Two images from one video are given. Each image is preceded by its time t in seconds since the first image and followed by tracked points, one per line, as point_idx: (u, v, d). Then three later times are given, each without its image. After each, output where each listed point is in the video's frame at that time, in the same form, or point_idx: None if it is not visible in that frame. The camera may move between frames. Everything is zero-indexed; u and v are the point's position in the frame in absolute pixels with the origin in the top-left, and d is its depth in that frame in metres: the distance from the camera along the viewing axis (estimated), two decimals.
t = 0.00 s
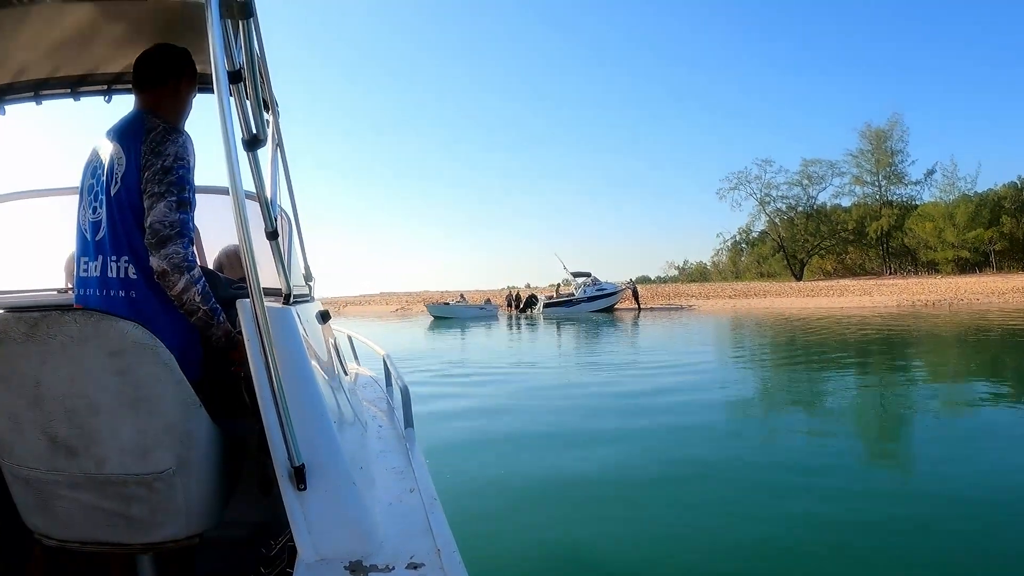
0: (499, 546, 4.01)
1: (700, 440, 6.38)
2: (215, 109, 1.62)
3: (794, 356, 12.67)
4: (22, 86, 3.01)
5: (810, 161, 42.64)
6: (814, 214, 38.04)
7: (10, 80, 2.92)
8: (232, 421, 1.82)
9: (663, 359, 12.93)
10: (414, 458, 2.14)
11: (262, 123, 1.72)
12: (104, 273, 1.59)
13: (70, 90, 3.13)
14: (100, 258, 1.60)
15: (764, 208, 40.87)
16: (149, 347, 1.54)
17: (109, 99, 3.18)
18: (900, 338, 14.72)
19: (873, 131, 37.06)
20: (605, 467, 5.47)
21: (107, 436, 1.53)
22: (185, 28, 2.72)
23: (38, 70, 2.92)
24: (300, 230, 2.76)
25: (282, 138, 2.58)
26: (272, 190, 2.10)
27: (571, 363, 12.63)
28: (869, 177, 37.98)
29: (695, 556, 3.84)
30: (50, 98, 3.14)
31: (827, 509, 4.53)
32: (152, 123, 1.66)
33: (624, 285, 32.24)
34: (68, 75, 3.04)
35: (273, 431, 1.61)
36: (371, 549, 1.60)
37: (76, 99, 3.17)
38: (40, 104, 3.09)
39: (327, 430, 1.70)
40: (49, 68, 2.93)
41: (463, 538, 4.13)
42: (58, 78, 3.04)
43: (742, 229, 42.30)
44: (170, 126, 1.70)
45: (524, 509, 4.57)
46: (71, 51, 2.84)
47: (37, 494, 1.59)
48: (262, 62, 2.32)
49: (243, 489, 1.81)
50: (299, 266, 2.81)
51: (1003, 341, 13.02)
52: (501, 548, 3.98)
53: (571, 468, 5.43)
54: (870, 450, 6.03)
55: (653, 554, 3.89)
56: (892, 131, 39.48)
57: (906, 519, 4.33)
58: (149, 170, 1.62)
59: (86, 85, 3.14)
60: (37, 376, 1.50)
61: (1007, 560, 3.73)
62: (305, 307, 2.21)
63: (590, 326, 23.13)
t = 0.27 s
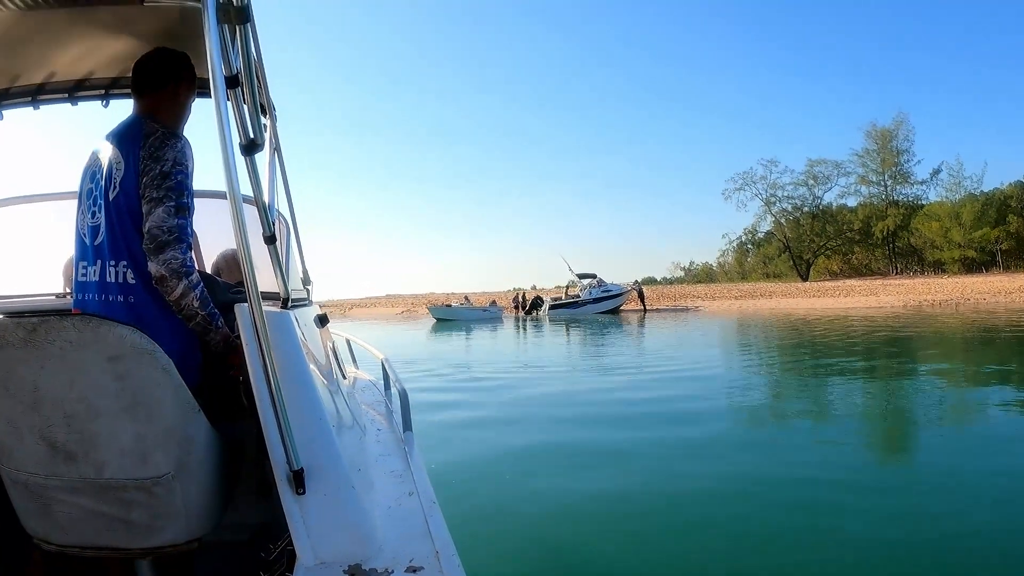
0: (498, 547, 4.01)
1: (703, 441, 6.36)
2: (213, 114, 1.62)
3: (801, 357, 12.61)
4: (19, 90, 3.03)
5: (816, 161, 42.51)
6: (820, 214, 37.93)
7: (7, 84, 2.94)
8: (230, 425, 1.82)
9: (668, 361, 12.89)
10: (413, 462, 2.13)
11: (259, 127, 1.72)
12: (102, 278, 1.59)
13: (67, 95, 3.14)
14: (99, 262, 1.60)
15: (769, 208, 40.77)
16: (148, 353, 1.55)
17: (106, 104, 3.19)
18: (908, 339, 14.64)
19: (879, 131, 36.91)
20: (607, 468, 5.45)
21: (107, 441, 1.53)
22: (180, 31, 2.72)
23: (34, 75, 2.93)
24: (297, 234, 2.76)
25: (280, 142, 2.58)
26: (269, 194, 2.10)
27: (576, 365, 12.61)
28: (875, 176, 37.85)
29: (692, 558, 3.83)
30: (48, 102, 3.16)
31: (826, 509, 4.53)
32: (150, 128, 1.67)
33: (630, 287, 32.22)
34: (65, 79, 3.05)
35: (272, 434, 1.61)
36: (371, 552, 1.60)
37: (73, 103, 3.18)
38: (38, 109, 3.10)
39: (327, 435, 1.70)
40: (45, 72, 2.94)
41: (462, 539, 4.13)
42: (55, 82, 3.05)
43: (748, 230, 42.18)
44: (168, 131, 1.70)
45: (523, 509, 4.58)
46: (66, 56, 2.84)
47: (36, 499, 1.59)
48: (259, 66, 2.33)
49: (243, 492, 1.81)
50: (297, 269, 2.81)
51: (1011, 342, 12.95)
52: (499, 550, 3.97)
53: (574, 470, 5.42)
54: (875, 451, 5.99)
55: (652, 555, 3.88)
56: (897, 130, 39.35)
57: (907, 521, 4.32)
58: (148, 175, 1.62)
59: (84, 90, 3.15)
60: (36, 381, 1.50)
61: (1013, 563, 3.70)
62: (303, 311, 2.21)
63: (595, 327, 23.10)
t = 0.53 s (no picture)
0: (500, 548, 4.00)
1: (707, 440, 6.33)
2: (210, 115, 1.62)
3: (808, 355, 12.54)
4: (16, 93, 3.04)
5: (822, 157, 42.30)
6: (827, 210, 37.76)
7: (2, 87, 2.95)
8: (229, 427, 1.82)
9: (674, 359, 12.85)
10: (413, 462, 2.13)
11: (256, 128, 1.72)
12: (100, 280, 1.58)
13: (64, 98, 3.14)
14: (96, 265, 1.59)
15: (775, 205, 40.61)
16: (147, 355, 1.55)
17: (102, 106, 3.19)
18: (916, 335, 14.54)
19: (885, 126, 36.71)
20: (610, 468, 5.43)
21: (106, 444, 1.53)
22: (174, 34, 2.74)
23: (29, 78, 2.94)
24: (295, 235, 2.75)
25: (276, 143, 2.58)
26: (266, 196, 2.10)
27: (581, 364, 12.58)
28: (881, 172, 37.64)
29: (695, 559, 3.81)
30: (44, 106, 3.16)
31: (831, 509, 4.50)
32: (148, 130, 1.67)
33: (636, 285, 32.15)
34: (61, 83, 3.06)
35: (270, 436, 1.61)
36: (371, 552, 1.60)
37: (69, 107, 3.18)
38: (34, 112, 3.11)
39: (326, 436, 1.70)
40: (41, 76, 2.96)
41: (464, 541, 4.12)
42: (50, 85, 3.06)
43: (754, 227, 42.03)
44: (165, 133, 1.70)
45: (525, 510, 4.56)
46: (61, 60, 2.86)
47: (35, 502, 1.59)
48: (255, 67, 2.32)
49: (243, 493, 1.81)
50: (295, 271, 2.81)
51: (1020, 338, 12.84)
52: (501, 551, 3.96)
53: (577, 470, 5.40)
54: (881, 449, 5.95)
55: (655, 556, 3.86)
56: (904, 126, 39.12)
57: (911, 520, 4.30)
58: (146, 177, 1.62)
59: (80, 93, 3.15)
60: (35, 384, 1.50)
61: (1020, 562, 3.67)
62: (302, 313, 2.21)
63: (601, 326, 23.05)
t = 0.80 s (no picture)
0: (499, 550, 3.98)
1: (709, 440, 6.30)
2: (204, 116, 1.61)
3: (813, 354, 12.49)
4: (12, 95, 3.06)
5: (827, 156, 42.14)
6: (832, 209, 37.62)
7: None
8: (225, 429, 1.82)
9: (678, 359, 12.82)
10: (409, 463, 2.12)
11: (251, 129, 1.71)
12: (97, 282, 1.59)
13: (60, 99, 3.15)
14: (94, 267, 1.60)
15: (781, 204, 40.50)
16: (143, 356, 1.54)
17: (99, 108, 3.20)
18: (922, 335, 14.47)
19: (891, 125, 36.56)
20: (612, 469, 5.42)
21: (102, 445, 1.53)
22: (169, 35, 2.74)
23: (24, 80, 2.96)
24: (291, 237, 2.75)
25: (272, 145, 2.58)
26: (262, 197, 2.10)
27: (585, 365, 12.56)
28: (887, 171, 37.50)
29: (697, 560, 3.79)
30: (41, 107, 3.19)
31: (834, 510, 4.47)
32: (144, 132, 1.66)
33: (641, 284, 32.11)
34: (57, 85, 3.07)
35: (266, 437, 1.61)
36: (368, 553, 1.59)
37: (66, 108, 3.19)
38: (30, 113, 3.13)
39: (322, 437, 1.69)
40: (37, 77, 2.97)
41: (464, 542, 4.11)
42: (46, 87, 3.07)
43: (759, 227, 41.92)
44: (161, 134, 1.70)
45: (525, 510, 4.55)
46: (56, 62, 2.87)
47: (33, 504, 1.59)
48: (251, 68, 2.33)
49: (240, 495, 1.81)
50: (291, 272, 2.80)
51: None
52: (500, 551, 3.95)
53: (578, 470, 5.39)
54: (886, 449, 5.92)
55: (655, 557, 3.84)
56: (910, 124, 38.95)
57: (914, 520, 4.27)
58: (141, 178, 1.62)
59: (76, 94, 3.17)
60: (31, 386, 1.50)
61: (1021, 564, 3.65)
62: (298, 314, 2.21)
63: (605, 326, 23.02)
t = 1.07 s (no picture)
0: (495, 552, 3.97)
1: (708, 443, 6.28)
2: (198, 117, 1.61)
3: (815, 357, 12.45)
4: (6, 94, 3.07)
5: (830, 159, 42.06)
6: (835, 212, 37.54)
7: None
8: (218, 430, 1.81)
9: (679, 362, 12.79)
10: (403, 465, 2.12)
11: (246, 130, 1.71)
12: (91, 282, 1.59)
13: (55, 99, 3.16)
14: (88, 267, 1.61)
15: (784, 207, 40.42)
16: (135, 357, 1.54)
17: (93, 108, 3.21)
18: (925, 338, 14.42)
19: (894, 127, 36.48)
20: (610, 471, 5.39)
21: (95, 446, 1.53)
22: (162, 35, 2.73)
23: (18, 79, 2.97)
24: (286, 238, 2.74)
25: (267, 146, 2.58)
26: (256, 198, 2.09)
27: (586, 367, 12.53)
28: (890, 174, 37.41)
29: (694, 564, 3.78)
30: (35, 106, 3.19)
31: (833, 514, 4.44)
32: (137, 132, 1.67)
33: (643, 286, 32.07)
34: (51, 84, 3.08)
35: (260, 438, 1.60)
36: (361, 555, 1.58)
37: (60, 108, 3.20)
38: (24, 113, 3.14)
39: (316, 439, 1.69)
40: (31, 76, 2.97)
41: (461, 544, 4.09)
42: (40, 86, 3.08)
43: (762, 229, 41.84)
44: (155, 134, 1.70)
45: (523, 513, 4.53)
46: (50, 62, 2.87)
47: (25, 505, 1.59)
48: (245, 68, 2.32)
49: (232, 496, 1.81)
50: (285, 274, 2.80)
51: None
52: (497, 554, 3.94)
53: (576, 473, 5.37)
54: (886, 452, 5.89)
55: (652, 561, 3.82)
56: (913, 127, 38.84)
57: (913, 525, 4.24)
58: (134, 179, 1.62)
59: (71, 94, 3.17)
60: (23, 387, 1.50)
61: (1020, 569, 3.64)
62: (292, 315, 2.20)
63: (607, 329, 22.98)
